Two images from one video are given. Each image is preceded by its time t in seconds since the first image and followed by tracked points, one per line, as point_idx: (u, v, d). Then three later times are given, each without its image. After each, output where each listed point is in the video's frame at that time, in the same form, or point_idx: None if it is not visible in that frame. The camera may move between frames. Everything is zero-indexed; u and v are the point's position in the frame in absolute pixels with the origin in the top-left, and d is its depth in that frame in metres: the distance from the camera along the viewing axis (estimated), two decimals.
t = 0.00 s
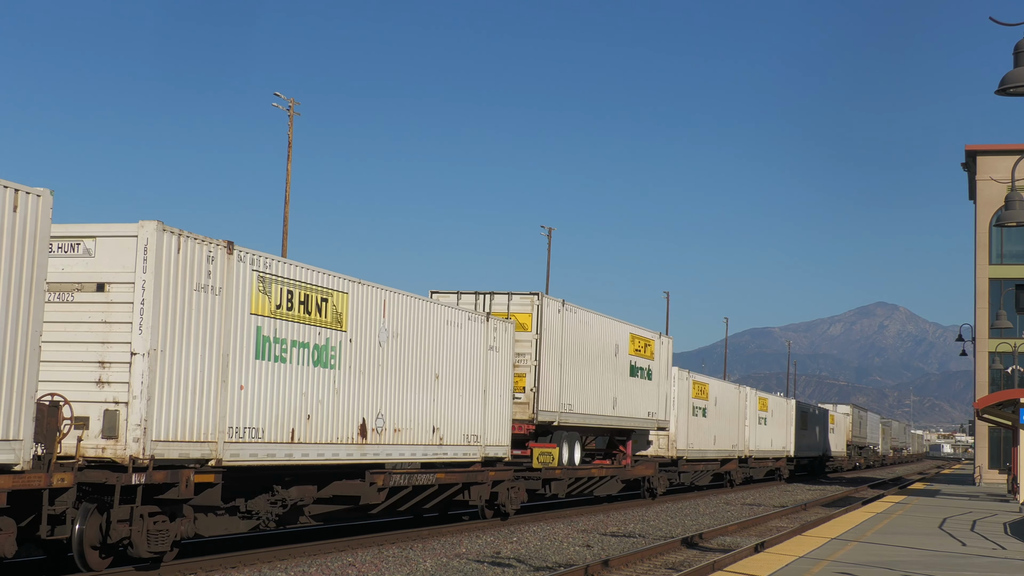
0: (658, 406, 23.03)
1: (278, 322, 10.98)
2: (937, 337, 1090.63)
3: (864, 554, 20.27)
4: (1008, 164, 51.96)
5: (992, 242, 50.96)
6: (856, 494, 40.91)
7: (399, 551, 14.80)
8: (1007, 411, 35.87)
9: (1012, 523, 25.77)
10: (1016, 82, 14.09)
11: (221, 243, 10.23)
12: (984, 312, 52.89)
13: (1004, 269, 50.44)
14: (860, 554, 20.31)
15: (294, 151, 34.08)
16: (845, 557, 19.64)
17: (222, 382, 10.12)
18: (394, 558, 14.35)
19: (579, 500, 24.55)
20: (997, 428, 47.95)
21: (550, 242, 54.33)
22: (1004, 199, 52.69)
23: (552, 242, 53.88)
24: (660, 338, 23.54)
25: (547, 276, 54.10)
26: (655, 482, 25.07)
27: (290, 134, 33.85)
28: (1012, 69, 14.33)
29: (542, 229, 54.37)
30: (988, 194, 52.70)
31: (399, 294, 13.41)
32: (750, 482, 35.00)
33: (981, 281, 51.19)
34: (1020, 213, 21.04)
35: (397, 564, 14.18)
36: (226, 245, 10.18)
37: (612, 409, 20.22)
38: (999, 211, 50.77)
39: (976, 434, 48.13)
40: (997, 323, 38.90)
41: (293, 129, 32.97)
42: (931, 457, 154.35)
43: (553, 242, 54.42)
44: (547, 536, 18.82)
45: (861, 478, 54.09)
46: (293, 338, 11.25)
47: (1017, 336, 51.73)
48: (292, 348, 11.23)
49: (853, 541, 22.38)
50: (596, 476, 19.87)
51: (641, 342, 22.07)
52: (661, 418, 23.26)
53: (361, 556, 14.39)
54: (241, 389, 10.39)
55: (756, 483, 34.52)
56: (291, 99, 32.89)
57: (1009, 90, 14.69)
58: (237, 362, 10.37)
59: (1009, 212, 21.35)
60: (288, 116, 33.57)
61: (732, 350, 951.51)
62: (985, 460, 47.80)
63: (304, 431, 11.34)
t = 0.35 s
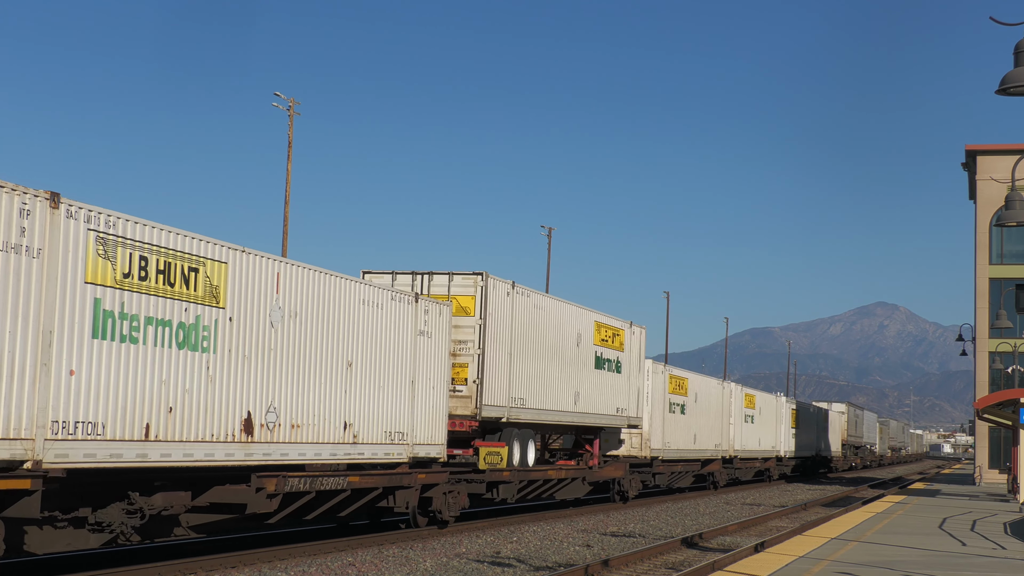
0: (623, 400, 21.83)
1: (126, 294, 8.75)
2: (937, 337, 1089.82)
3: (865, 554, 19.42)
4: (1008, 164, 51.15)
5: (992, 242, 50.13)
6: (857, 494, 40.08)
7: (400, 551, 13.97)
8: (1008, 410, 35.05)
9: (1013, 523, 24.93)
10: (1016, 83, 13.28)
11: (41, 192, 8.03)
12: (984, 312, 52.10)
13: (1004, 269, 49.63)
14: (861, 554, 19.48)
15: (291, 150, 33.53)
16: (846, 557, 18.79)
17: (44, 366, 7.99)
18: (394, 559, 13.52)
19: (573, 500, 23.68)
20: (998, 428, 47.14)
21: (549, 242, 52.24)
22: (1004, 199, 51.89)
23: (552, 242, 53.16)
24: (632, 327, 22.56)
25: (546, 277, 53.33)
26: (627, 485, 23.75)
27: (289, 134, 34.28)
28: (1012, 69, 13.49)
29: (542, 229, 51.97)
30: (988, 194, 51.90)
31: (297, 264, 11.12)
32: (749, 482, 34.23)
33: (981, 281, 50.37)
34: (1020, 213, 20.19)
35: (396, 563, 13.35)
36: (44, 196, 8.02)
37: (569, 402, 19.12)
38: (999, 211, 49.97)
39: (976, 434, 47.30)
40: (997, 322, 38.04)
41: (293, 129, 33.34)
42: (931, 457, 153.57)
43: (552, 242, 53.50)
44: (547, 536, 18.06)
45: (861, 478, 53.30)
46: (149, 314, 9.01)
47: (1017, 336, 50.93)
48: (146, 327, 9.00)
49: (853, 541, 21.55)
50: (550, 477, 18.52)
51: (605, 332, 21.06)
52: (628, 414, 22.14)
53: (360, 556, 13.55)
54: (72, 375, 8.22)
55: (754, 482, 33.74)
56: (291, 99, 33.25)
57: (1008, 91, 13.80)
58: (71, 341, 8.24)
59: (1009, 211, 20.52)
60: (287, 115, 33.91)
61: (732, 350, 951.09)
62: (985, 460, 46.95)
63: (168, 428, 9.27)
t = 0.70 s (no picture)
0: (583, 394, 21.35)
1: None
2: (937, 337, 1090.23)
3: (865, 554, 19.88)
4: (1008, 164, 51.60)
5: (992, 242, 50.64)
6: (857, 494, 40.51)
7: (400, 551, 14.36)
8: (1008, 410, 35.50)
9: (1013, 523, 25.36)
10: (1016, 82, 13.74)
11: None
12: (984, 312, 52.59)
13: (1004, 269, 50.09)
14: (861, 554, 19.92)
15: (294, 152, 33.94)
16: (845, 557, 19.25)
17: None
18: (394, 558, 13.92)
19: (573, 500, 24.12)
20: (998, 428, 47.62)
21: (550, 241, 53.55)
22: (1004, 199, 52.35)
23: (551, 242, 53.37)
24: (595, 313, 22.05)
25: (546, 277, 53.57)
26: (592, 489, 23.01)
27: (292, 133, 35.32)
28: (1011, 69, 13.97)
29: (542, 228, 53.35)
30: (988, 194, 52.36)
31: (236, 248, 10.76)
32: (749, 482, 34.72)
33: (981, 280, 50.83)
34: (1020, 212, 20.64)
35: (395, 563, 13.81)
36: None
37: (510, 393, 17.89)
38: (999, 211, 50.42)
39: (976, 434, 47.73)
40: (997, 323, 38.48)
41: (293, 129, 34.14)
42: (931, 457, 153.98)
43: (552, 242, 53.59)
44: (547, 535, 18.51)
45: (861, 478, 53.77)
46: None
47: (1016, 335, 51.40)
48: None
49: (853, 541, 21.99)
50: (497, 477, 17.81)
51: (562, 320, 20.43)
52: (584, 405, 21.42)
53: (358, 555, 13.92)
54: None
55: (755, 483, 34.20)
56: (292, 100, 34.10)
57: (1008, 91, 14.28)
58: None
59: (1010, 211, 21.00)
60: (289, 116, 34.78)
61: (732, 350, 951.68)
62: (986, 460, 47.39)
63: None
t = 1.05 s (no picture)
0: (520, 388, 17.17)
1: None
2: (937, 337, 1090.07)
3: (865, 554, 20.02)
4: (1007, 164, 51.75)
5: (992, 242, 50.77)
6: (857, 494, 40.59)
7: (401, 551, 14.56)
8: (1008, 411, 35.63)
9: (1012, 523, 25.51)
10: (1017, 81, 13.84)
11: None
12: (984, 312, 52.74)
13: (1004, 269, 50.24)
14: (862, 553, 20.06)
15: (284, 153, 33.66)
16: (845, 557, 19.39)
17: None
18: (394, 558, 14.10)
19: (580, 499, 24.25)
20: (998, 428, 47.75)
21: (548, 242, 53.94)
22: (1004, 199, 52.48)
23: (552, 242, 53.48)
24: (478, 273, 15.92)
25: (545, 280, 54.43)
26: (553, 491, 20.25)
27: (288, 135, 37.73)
28: (1011, 69, 14.06)
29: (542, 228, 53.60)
30: (988, 194, 52.51)
31: (243, 248, 10.27)
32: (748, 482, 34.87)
33: (981, 280, 50.99)
34: (1019, 213, 20.76)
35: (397, 563, 13.98)
36: None
37: (456, 389, 14.98)
38: (999, 211, 50.56)
39: (976, 434, 47.84)
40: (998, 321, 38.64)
41: (294, 129, 37.15)
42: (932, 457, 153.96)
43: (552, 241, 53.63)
44: (548, 535, 18.63)
45: (861, 479, 53.85)
46: None
47: (1017, 336, 51.55)
48: None
49: (853, 541, 22.13)
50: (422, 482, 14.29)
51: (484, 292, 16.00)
52: (496, 396, 16.34)
53: (360, 555, 14.09)
54: None
55: (755, 484, 34.34)
56: (292, 100, 37.18)
57: (1008, 90, 14.39)
58: None
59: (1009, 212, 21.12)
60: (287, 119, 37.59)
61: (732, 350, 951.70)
62: (986, 460, 47.49)
63: None
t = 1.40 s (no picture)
0: (543, 415, 16.92)
1: None
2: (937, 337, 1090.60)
3: (866, 554, 20.37)
4: (1007, 164, 52.05)
5: (992, 241, 51.11)
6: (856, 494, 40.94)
7: (400, 552, 14.94)
8: (1008, 410, 35.98)
9: (1013, 523, 25.85)
10: (1017, 83, 14.15)
11: None
12: (984, 312, 53.09)
13: (1004, 269, 50.58)
14: (863, 553, 20.41)
15: (292, 155, 33.79)
16: (846, 557, 19.73)
17: None
18: (394, 559, 14.47)
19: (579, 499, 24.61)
20: (998, 428, 48.11)
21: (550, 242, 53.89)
22: (1004, 198, 52.81)
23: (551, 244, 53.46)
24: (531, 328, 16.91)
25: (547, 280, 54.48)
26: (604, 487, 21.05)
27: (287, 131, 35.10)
28: (1012, 70, 14.41)
29: (542, 229, 53.51)
30: (988, 194, 52.82)
31: (214, 178, 10.06)
32: (750, 482, 35.22)
33: (981, 280, 51.34)
34: (1020, 213, 21.06)
35: (396, 563, 14.35)
36: None
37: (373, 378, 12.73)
38: (999, 211, 50.87)
39: (976, 434, 48.22)
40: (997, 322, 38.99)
41: (292, 129, 34.34)
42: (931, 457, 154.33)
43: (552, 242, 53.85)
44: (547, 536, 19.01)
45: (862, 478, 54.23)
46: None
47: (1016, 336, 51.90)
48: None
49: (853, 541, 22.49)
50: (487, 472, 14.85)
51: (450, 283, 14.66)
52: (468, 396, 14.98)
53: (360, 555, 14.46)
54: None
55: (757, 483, 34.71)
56: (291, 99, 34.17)
57: (1008, 91, 14.81)
58: None
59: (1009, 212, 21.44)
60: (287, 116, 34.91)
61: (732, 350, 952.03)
62: (985, 460, 47.86)
63: None
